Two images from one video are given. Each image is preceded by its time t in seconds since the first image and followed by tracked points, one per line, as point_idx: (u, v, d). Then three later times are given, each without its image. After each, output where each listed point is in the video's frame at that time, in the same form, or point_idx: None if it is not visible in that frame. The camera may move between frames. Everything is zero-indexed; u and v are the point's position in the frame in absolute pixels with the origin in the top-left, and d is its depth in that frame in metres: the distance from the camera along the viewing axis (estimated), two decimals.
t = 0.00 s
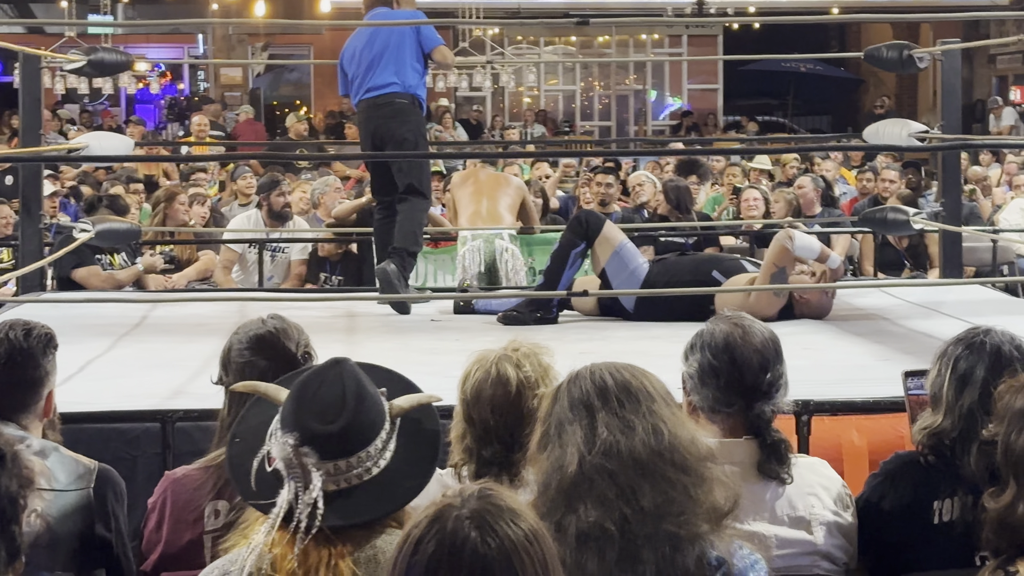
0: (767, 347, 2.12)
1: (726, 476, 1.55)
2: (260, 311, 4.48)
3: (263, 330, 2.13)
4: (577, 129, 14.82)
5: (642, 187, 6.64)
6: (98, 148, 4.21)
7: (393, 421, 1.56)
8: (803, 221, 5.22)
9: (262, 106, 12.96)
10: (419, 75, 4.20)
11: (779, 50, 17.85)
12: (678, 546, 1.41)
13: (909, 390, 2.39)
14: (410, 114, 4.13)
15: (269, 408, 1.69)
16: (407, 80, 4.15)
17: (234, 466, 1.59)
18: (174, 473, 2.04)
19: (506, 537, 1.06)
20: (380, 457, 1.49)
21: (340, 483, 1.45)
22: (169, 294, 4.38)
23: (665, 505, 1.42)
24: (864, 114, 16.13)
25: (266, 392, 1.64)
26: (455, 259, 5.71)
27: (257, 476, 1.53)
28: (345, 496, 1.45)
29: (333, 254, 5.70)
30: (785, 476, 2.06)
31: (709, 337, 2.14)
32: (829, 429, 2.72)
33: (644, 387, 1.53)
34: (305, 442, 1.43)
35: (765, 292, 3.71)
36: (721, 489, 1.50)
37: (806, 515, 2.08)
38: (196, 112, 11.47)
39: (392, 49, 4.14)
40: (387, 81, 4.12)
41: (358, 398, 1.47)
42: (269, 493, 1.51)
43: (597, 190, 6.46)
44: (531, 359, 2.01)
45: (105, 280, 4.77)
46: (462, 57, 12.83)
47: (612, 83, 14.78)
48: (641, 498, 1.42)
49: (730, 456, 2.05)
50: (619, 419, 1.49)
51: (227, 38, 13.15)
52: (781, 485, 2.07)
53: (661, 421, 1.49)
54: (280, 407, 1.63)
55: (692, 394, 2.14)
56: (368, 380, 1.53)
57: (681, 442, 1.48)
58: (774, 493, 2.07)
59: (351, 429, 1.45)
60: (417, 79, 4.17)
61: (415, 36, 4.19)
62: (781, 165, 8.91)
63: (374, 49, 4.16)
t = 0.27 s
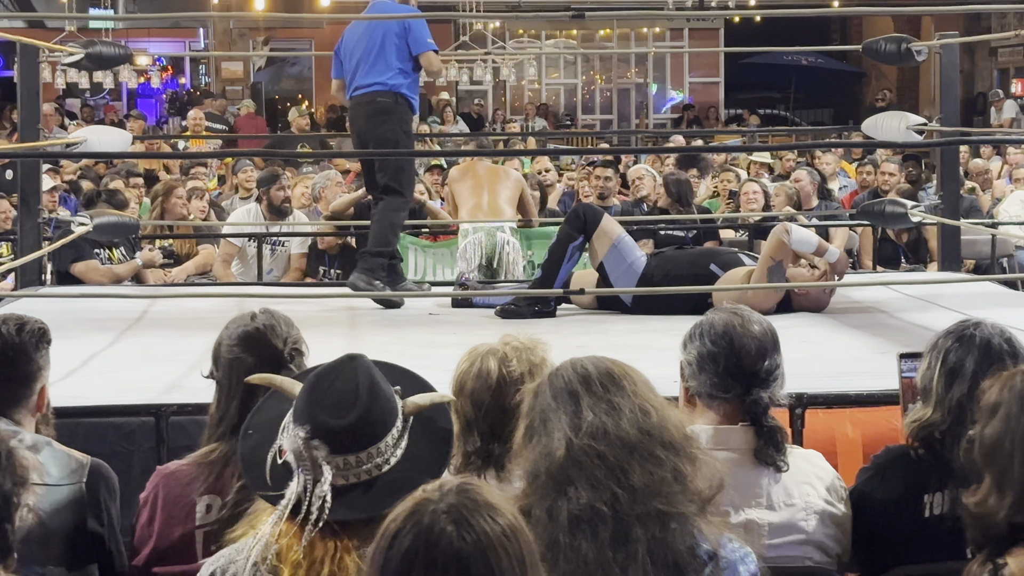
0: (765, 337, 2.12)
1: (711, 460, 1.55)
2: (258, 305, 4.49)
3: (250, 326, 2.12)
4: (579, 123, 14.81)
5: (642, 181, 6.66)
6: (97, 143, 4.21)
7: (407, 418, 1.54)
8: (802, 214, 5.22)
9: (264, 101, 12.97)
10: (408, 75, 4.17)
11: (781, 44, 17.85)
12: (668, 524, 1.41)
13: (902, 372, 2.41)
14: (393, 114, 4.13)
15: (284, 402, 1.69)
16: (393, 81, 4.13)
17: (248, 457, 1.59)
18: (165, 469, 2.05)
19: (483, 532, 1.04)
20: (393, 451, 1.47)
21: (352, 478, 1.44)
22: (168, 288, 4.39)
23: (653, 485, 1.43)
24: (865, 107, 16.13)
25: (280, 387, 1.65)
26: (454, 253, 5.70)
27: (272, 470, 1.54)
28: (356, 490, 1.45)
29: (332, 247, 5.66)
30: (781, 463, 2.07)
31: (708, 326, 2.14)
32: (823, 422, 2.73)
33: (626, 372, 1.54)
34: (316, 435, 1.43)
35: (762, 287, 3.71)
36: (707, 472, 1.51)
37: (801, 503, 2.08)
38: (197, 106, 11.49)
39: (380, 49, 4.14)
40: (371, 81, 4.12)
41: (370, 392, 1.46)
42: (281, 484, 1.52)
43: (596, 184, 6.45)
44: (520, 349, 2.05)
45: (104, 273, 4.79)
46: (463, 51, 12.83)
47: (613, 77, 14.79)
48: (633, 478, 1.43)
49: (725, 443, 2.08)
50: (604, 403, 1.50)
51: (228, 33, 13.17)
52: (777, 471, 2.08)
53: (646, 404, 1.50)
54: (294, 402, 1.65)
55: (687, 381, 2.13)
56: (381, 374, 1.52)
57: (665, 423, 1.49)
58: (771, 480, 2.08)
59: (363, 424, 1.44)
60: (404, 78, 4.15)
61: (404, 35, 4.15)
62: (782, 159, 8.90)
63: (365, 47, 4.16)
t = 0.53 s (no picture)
0: (761, 325, 2.12)
1: (693, 445, 1.56)
2: (249, 293, 4.48)
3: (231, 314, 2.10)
4: (571, 110, 14.78)
5: (633, 168, 6.66)
6: (86, 130, 4.19)
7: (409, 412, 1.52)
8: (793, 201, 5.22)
9: (255, 88, 12.91)
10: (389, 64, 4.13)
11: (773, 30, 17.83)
12: (653, 509, 1.41)
13: (892, 353, 2.44)
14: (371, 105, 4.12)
15: (290, 388, 1.67)
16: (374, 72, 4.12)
17: (252, 445, 1.59)
18: (151, 458, 2.05)
19: (457, 523, 1.04)
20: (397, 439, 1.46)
21: (355, 467, 1.43)
22: (158, 276, 4.38)
23: (637, 468, 1.43)
24: (858, 94, 16.13)
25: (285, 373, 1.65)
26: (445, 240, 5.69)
27: (271, 457, 1.55)
28: (359, 479, 1.44)
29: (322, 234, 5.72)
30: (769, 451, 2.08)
31: (705, 314, 2.14)
32: (811, 409, 2.73)
33: (609, 357, 1.55)
34: (317, 423, 1.43)
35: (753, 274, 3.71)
36: (689, 454, 1.52)
37: (788, 493, 2.09)
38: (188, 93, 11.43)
39: (352, 45, 4.14)
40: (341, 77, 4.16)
41: (373, 380, 1.45)
42: (280, 471, 1.53)
43: (588, 171, 6.44)
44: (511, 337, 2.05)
45: (94, 261, 4.77)
46: (455, 37, 12.79)
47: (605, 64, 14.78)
48: (617, 461, 1.43)
49: (713, 430, 2.08)
50: (588, 387, 1.50)
51: (219, 19, 13.12)
52: (765, 461, 2.09)
53: (628, 388, 1.51)
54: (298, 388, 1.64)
55: (679, 364, 2.15)
56: (384, 363, 1.51)
57: (647, 407, 1.50)
58: (760, 469, 2.09)
59: (367, 412, 1.43)
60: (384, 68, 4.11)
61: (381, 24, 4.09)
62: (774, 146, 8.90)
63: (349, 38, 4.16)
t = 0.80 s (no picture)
0: (773, 329, 2.11)
1: (690, 444, 1.56)
2: (247, 293, 4.48)
3: (218, 315, 2.09)
4: (571, 109, 14.77)
5: (633, 167, 6.67)
6: (84, 130, 4.18)
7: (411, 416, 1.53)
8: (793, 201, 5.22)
9: (255, 87, 12.91)
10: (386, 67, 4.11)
11: (773, 29, 17.82)
12: (651, 508, 1.40)
13: (886, 349, 2.44)
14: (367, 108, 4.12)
15: (291, 388, 1.68)
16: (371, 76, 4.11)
17: (253, 447, 1.59)
18: (148, 459, 2.05)
19: (446, 525, 1.04)
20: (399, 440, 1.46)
21: (356, 467, 1.43)
22: (156, 275, 4.38)
23: (635, 468, 1.43)
24: (858, 93, 16.13)
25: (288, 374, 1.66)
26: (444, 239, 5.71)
27: (271, 456, 1.55)
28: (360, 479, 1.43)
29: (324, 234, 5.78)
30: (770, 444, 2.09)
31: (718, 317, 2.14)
32: (809, 409, 2.73)
33: (606, 356, 1.55)
34: (317, 423, 1.42)
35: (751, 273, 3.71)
36: (687, 453, 1.52)
37: (788, 495, 2.08)
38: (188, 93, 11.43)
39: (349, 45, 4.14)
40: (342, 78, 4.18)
41: (374, 381, 1.45)
42: (279, 470, 1.53)
43: (587, 170, 6.44)
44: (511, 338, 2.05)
45: (92, 261, 4.77)
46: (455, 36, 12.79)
47: (607, 63, 14.85)
48: (614, 461, 1.43)
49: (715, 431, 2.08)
50: (585, 386, 1.51)
51: (219, 19, 13.13)
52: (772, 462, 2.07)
53: (626, 386, 1.51)
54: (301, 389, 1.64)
55: (698, 360, 2.14)
56: (387, 365, 1.51)
57: (645, 405, 1.50)
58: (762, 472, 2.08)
59: (367, 413, 1.43)
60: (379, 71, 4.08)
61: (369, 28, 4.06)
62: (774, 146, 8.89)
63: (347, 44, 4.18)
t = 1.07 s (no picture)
0: (778, 333, 2.10)
1: (689, 445, 1.55)
2: (247, 295, 4.48)
3: (204, 322, 2.12)
4: (572, 112, 14.78)
5: (633, 170, 6.67)
6: (85, 132, 4.18)
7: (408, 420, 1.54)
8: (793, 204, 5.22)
9: (256, 89, 12.92)
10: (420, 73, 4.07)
11: (774, 33, 17.83)
12: (648, 512, 1.40)
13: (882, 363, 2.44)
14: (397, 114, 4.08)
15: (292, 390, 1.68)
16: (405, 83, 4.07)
17: (246, 446, 1.60)
18: (146, 462, 2.05)
19: (441, 528, 1.04)
20: (393, 439, 1.48)
21: (349, 464, 1.44)
22: (157, 278, 4.38)
23: (632, 471, 1.43)
24: (859, 97, 16.13)
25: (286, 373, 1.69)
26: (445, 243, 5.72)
27: (267, 454, 1.57)
28: (352, 477, 1.44)
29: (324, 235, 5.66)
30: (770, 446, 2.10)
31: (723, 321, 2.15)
32: (809, 412, 2.73)
33: (603, 356, 1.55)
34: (305, 419, 1.44)
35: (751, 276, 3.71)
36: (684, 454, 1.52)
37: (786, 498, 2.08)
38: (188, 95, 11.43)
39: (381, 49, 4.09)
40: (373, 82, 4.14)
41: (366, 380, 1.46)
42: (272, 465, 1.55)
43: (588, 173, 6.44)
44: (509, 341, 2.07)
45: (93, 264, 4.77)
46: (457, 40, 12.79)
47: (607, 66, 14.74)
48: (609, 464, 1.43)
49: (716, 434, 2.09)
50: (581, 388, 1.51)
51: (220, 22, 13.13)
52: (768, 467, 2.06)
53: (622, 387, 1.51)
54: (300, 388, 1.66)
55: (703, 362, 2.14)
56: (382, 366, 1.52)
57: (642, 406, 1.49)
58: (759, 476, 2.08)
59: (358, 410, 1.45)
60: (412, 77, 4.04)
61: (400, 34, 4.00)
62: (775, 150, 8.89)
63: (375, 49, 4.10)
